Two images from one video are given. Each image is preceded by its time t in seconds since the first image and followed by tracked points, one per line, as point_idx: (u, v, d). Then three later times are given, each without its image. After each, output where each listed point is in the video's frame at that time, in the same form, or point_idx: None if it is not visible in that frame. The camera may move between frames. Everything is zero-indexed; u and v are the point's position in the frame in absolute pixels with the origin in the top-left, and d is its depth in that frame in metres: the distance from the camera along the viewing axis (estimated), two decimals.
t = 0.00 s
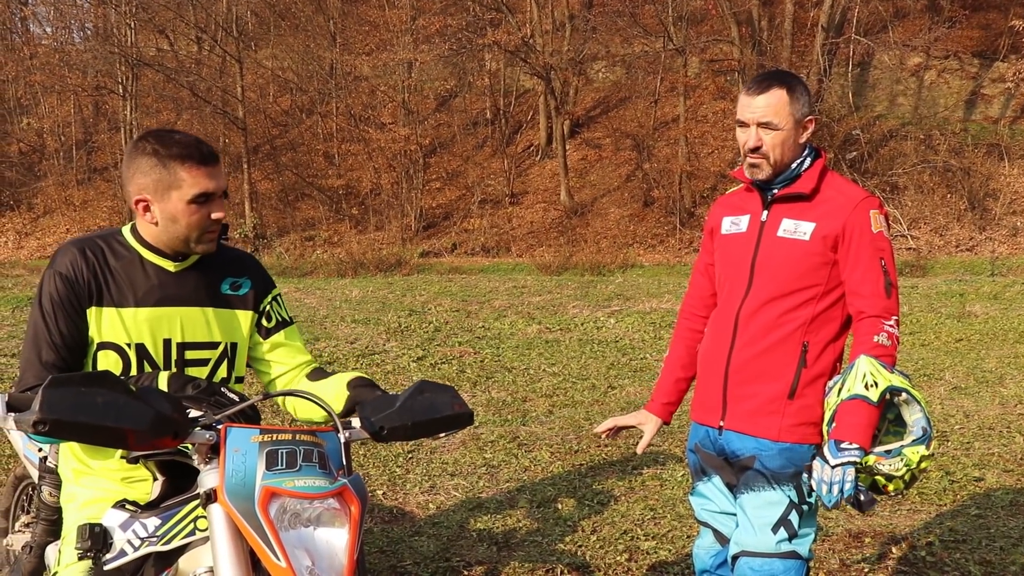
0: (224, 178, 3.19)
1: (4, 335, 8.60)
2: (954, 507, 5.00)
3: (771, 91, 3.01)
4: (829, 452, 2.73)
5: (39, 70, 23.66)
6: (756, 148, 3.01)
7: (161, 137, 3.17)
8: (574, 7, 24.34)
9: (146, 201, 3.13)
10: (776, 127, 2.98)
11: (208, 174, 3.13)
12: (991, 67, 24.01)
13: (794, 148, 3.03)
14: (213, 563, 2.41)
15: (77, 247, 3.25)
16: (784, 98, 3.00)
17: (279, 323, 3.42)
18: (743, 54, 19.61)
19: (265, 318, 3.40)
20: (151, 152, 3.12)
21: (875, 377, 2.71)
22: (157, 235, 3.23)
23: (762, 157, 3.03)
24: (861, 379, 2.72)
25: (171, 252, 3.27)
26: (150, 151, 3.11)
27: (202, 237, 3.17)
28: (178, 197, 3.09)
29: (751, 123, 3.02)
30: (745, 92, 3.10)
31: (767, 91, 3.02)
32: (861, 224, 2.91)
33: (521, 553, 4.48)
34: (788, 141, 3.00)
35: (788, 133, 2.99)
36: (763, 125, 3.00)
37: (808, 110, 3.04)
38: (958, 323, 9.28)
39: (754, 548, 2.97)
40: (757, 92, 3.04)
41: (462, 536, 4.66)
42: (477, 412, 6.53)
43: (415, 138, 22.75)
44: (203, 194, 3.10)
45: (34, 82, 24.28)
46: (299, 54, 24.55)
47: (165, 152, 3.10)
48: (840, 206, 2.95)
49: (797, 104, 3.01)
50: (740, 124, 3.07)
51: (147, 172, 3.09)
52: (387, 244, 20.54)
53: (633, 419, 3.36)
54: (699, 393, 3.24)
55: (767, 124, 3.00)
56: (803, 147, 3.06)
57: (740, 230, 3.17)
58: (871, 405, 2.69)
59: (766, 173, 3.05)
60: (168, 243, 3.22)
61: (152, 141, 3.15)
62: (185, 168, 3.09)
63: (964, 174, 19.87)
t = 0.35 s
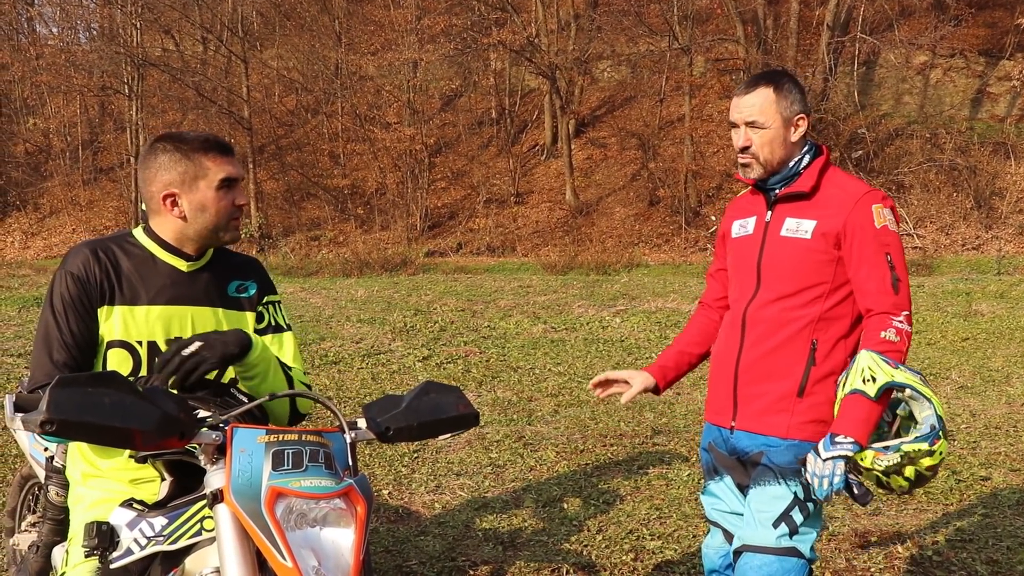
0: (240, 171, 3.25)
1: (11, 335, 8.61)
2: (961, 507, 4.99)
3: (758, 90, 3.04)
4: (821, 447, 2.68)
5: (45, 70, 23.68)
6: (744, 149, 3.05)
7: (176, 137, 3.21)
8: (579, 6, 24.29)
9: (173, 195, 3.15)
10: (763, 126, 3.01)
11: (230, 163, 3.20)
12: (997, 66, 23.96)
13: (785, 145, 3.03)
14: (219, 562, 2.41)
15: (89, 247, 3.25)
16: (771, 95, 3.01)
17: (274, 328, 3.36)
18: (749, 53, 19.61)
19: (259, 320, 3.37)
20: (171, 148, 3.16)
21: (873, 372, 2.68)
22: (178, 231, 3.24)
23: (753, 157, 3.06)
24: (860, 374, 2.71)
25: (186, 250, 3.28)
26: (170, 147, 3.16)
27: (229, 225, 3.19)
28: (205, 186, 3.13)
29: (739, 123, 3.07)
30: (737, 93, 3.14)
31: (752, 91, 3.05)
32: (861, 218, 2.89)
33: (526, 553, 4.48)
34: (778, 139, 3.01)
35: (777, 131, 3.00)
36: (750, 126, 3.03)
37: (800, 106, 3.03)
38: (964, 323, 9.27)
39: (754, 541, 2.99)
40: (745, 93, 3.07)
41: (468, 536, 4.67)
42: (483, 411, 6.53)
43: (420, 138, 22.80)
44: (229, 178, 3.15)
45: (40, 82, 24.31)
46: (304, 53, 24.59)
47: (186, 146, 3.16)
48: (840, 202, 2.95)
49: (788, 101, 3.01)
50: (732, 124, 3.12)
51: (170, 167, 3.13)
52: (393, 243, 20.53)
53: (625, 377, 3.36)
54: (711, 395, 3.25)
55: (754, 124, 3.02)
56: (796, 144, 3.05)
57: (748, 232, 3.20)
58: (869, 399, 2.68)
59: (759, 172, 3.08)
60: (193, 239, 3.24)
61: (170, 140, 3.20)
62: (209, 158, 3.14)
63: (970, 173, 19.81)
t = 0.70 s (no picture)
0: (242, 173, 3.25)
1: (16, 336, 8.62)
2: (966, 507, 4.98)
3: (790, 86, 3.01)
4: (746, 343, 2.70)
5: (51, 72, 23.71)
6: (779, 147, 3.03)
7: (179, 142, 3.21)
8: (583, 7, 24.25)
9: (175, 199, 3.16)
10: (796, 123, 2.98)
11: (232, 167, 3.20)
12: (1002, 66, 23.94)
13: (819, 142, 3.00)
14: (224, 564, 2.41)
15: (93, 249, 3.26)
16: (803, 90, 2.98)
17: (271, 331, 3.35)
18: (754, 54, 19.62)
19: (257, 323, 3.37)
20: (174, 152, 3.17)
21: (851, 307, 2.67)
22: (182, 235, 3.25)
23: (787, 156, 3.04)
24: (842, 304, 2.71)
25: (189, 253, 3.28)
26: (173, 152, 3.16)
27: (232, 229, 3.20)
28: (207, 190, 3.14)
29: (773, 121, 3.04)
30: (768, 89, 3.11)
31: (784, 88, 3.02)
32: (887, 212, 2.85)
33: (531, 554, 4.47)
34: (812, 136, 2.98)
35: (810, 129, 2.97)
36: (783, 123, 3.00)
37: (833, 101, 3.00)
38: (970, 323, 9.26)
39: (767, 558, 3.01)
40: (776, 90, 3.04)
41: (473, 537, 4.66)
42: (488, 413, 6.53)
43: (425, 139, 22.81)
44: (231, 184, 3.15)
45: (46, 84, 24.36)
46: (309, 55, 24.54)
47: (189, 151, 3.16)
48: (867, 197, 2.92)
49: (820, 95, 2.98)
50: (764, 122, 3.09)
51: (173, 171, 3.13)
52: (398, 244, 20.57)
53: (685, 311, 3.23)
54: (737, 396, 3.26)
55: (788, 122, 2.99)
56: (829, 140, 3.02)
57: (778, 231, 3.20)
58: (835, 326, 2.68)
59: (794, 171, 3.06)
60: (196, 242, 3.24)
61: (173, 145, 3.20)
62: (213, 163, 3.16)
63: (975, 173, 19.80)
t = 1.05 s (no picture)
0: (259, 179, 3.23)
1: (20, 338, 8.62)
2: (968, 509, 4.98)
3: (839, 78, 3.03)
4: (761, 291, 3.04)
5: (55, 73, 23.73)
6: (822, 139, 3.04)
7: (199, 146, 3.21)
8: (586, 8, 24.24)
9: (190, 205, 3.15)
10: (842, 116, 2.99)
11: (249, 174, 3.18)
12: (1005, 68, 23.97)
13: (865, 139, 3.00)
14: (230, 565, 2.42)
15: (111, 246, 3.26)
16: (853, 83, 3.00)
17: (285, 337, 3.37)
18: (757, 57, 19.64)
19: (271, 327, 3.38)
20: (191, 158, 3.15)
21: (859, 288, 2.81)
22: (197, 240, 3.23)
23: (832, 151, 3.04)
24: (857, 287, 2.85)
25: (205, 256, 3.28)
26: (190, 157, 3.15)
27: (247, 235, 3.17)
28: (222, 197, 3.12)
29: (818, 112, 3.05)
30: (816, 83, 3.13)
31: (833, 79, 3.04)
32: (924, 211, 2.85)
33: (533, 556, 4.47)
34: (857, 131, 2.99)
35: (856, 123, 2.98)
36: (829, 115, 3.02)
37: (883, 97, 3.00)
38: (973, 324, 9.27)
39: (829, 564, 3.02)
40: (826, 81, 3.06)
41: (475, 539, 4.66)
42: (490, 414, 6.52)
43: (428, 140, 22.81)
44: (246, 191, 3.13)
45: (50, 86, 24.40)
46: (312, 57, 24.56)
47: (206, 156, 3.15)
48: (907, 197, 2.91)
49: (872, 90, 2.99)
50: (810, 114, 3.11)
51: (189, 176, 3.12)
52: (401, 246, 20.56)
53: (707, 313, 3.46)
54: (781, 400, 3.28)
55: (834, 114, 3.00)
56: (878, 138, 3.02)
57: (817, 229, 3.21)
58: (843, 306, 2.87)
59: (838, 168, 3.06)
60: (211, 247, 3.22)
61: (190, 149, 3.19)
62: (228, 169, 3.13)
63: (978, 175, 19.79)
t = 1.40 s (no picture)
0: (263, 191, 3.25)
1: (15, 342, 8.60)
2: (963, 512, 4.98)
3: (874, 80, 3.01)
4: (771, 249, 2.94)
5: (51, 78, 23.69)
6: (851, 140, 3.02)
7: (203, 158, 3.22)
8: (583, 12, 24.25)
9: (194, 216, 3.16)
10: (872, 118, 2.97)
11: (253, 186, 3.20)
12: (1000, 72, 24.03)
13: (896, 143, 2.97)
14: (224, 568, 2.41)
15: (115, 257, 3.27)
16: (885, 85, 2.98)
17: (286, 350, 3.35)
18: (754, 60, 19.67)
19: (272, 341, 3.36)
20: (196, 169, 3.17)
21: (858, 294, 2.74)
22: (201, 251, 3.24)
23: (861, 152, 3.02)
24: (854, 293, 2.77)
25: (209, 268, 3.28)
26: (194, 168, 3.17)
27: (251, 246, 3.18)
28: (226, 208, 3.14)
29: (851, 112, 3.04)
30: (854, 82, 3.11)
31: (868, 82, 3.02)
32: (953, 240, 2.83)
33: (529, 560, 4.47)
34: (887, 134, 2.96)
35: (885, 126, 2.95)
36: (860, 117, 3.00)
37: (917, 101, 2.96)
38: (968, 328, 9.27)
39: (838, 569, 3.02)
40: (862, 82, 3.04)
41: (470, 543, 4.66)
42: (486, 418, 6.52)
43: (425, 144, 22.80)
44: (250, 202, 3.15)
45: (46, 90, 24.40)
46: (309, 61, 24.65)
47: (210, 168, 3.17)
48: (940, 220, 2.90)
49: (904, 92, 2.95)
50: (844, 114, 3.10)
51: (193, 188, 3.14)
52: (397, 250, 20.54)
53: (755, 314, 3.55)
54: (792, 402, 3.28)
55: (864, 116, 2.99)
56: (911, 142, 2.99)
57: (841, 230, 3.21)
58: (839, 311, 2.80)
59: (866, 171, 3.05)
60: (214, 258, 3.23)
61: (194, 161, 3.21)
62: (232, 181, 3.15)
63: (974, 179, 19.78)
